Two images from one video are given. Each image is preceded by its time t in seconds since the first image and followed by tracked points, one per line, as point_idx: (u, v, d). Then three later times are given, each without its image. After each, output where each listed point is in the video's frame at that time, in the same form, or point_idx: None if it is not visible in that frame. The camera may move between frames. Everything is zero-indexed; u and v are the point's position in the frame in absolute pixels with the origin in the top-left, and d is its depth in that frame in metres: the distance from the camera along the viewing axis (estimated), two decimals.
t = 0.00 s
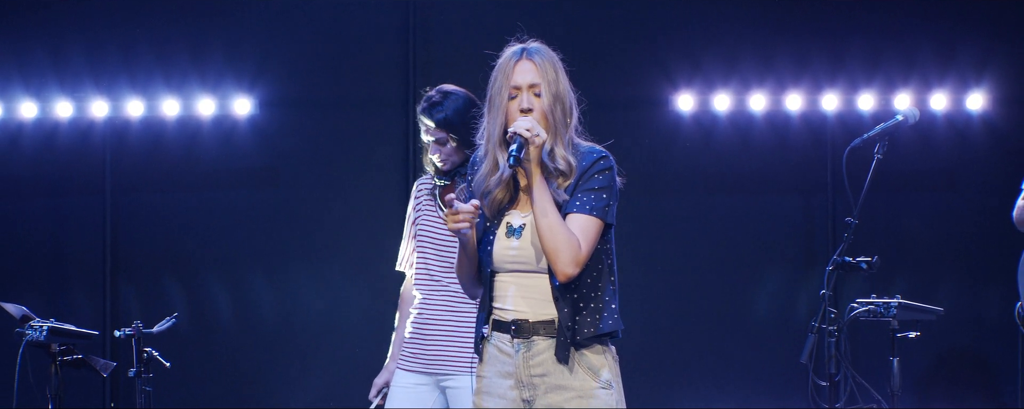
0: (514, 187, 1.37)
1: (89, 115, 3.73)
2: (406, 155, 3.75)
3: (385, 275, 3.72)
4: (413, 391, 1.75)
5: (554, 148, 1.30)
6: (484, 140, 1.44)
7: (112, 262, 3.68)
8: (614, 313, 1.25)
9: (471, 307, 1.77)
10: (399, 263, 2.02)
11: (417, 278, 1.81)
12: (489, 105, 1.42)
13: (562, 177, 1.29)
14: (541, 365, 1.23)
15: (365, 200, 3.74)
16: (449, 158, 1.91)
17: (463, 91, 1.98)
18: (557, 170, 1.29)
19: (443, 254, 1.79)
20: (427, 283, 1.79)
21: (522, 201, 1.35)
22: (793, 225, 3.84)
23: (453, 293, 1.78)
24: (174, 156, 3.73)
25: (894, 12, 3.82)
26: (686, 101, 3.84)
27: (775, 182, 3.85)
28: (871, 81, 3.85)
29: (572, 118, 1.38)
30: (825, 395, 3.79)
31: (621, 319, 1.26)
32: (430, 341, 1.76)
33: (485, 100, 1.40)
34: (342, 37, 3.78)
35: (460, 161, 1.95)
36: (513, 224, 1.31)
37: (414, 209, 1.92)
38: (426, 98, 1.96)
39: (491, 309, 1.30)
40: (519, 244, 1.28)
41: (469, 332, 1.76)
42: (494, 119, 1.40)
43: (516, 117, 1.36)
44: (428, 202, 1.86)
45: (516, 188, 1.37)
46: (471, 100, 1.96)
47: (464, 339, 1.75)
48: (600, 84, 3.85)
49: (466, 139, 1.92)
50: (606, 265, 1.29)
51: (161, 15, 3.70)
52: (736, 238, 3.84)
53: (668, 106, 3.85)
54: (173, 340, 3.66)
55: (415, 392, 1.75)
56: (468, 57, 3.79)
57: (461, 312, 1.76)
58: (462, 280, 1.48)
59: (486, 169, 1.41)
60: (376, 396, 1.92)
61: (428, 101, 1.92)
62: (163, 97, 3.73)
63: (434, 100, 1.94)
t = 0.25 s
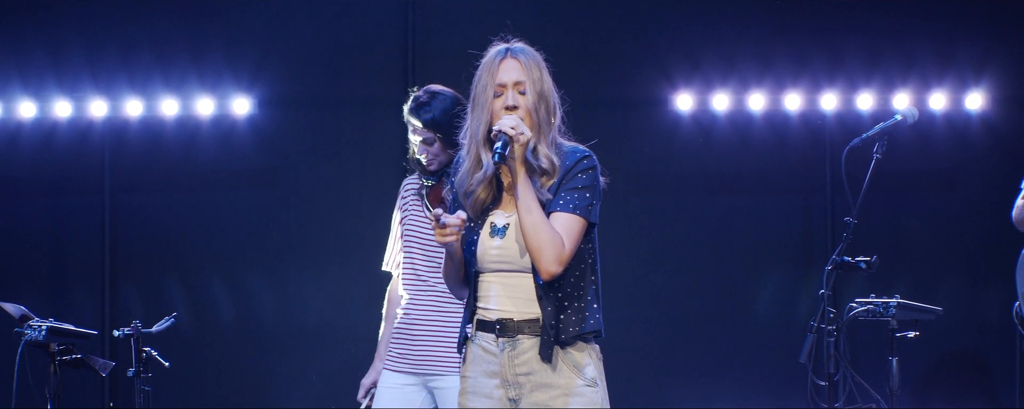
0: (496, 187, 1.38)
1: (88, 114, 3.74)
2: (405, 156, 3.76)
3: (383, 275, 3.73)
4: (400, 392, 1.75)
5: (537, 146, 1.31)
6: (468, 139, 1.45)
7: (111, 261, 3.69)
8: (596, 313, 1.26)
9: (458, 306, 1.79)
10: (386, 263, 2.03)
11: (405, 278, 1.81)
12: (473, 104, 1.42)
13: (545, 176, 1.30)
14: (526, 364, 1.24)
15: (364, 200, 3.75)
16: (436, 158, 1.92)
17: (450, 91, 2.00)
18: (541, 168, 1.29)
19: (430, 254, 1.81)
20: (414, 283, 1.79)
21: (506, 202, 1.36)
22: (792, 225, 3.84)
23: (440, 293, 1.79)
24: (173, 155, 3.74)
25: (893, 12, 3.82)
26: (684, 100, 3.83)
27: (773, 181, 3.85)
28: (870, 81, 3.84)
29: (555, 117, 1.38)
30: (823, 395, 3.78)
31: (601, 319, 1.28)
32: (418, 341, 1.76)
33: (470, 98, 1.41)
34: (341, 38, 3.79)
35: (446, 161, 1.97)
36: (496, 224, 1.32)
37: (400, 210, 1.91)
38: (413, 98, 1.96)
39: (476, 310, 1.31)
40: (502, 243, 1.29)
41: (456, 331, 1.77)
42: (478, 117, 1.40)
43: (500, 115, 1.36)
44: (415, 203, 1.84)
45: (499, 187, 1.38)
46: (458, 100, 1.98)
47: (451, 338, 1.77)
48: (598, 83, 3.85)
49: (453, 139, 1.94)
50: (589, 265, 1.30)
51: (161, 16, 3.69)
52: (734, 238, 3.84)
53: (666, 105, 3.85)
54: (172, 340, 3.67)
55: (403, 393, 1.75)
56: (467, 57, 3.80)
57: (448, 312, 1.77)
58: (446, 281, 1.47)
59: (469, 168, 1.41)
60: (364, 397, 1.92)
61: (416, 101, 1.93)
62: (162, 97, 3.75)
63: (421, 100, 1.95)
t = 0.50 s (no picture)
0: (483, 185, 1.39)
1: (88, 113, 3.75)
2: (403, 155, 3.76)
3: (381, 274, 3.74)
4: (390, 391, 1.76)
5: (524, 145, 1.32)
6: (455, 138, 1.45)
7: (110, 259, 3.70)
8: (582, 311, 1.26)
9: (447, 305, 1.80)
10: (375, 263, 2.04)
11: (393, 277, 1.82)
12: (461, 103, 1.42)
13: (533, 175, 1.30)
14: (513, 362, 1.24)
15: (363, 199, 3.75)
16: (424, 158, 1.94)
17: (439, 91, 2.02)
18: (528, 167, 1.30)
19: (418, 253, 1.82)
20: (403, 282, 1.80)
21: (493, 202, 1.37)
22: (791, 224, 3.84)
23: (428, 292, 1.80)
24: (172, 153, 3.75)
25: (891, 11, 3.82)
26: (683, 99, 3.83)
27: (772, 180, 3.85)
28: (869, 79, 3.84)
29: (543, 117, 1.39)
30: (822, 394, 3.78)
31: (587, 318, 1.28)
32: (407, 341, 1.76)
33: (458, 97, 1.41)
34: (340, 37, 3.79)
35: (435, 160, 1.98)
36: (483, 223, 1.33)
37: (389, 209, 1.93)
38: (401, 97, 1.99)
39: (463, 309, 1.32)
40: (489, 241, 1.30)
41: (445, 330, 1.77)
42: (466, 116, 1.41)
43: (488, 114, 1.36)
44: (403, 202, 1.87)
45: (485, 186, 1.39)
46: (446, 99, 2.01)
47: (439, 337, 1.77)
48: (596, 82, 3.85)
49: (441, 139, 1.95)
50: (575, 264, 1.30)
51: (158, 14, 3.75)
52: (732, 237, 3.83)
53: (665, 104, 3.85)
54: (171, 338, 3.68)
55: (392, 392, 1.76)
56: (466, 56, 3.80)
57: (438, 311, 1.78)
58: (435, 279, 1.49)
59: (456, 167, 1.42)
60: (354, 397, 1.93)
61: (404, 100, 1.96)
62: (161, 95, 3.75)
63: (410, 99, 1.97)
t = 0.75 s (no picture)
0: (477, 180, 1.39)
1: (87, 109, 3.75)
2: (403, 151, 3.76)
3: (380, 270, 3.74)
4: (385, 388, 1.74)
5: (519, 139, 1.32)
6: (449, 132, 1.45)
7: (110, 255, 3.70)
8: (578, 306, 1.26)
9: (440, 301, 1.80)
10: (364, 259, 2.03)
11: (386, 273, 1.81)
12: (456, 98, 1.42)
13: (528, 171, 1.30)
14: (510, 356, 1.24)
15: (363, 195, 3.75)
16: (416, 154, 1.94)
17: (430, 87, 2.02)
18: (523, 163, 1.30)
19: (411, 249, 1.82)
20: (396, 278, 1.80)
21: (488, 198, 1.37)
22: (791, 220, 3.83)
23: (421, 288, 1.80)
24: (172, 149, 3.75)
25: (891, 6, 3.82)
26: (683, 95, 3.83)
27: (772, 176, 3.84)
28: (869, 75, 3.83)
29: (538, 112, 1.39)
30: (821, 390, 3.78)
31: (583, 312, 1.28)
32: (402, 337, 1.75)
33: (453, 92, 1.41)
34: (339, 33, 3.79)
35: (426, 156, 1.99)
36: (478, 219, 1.33)
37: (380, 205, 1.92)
38: (393, 94, 1.98)
39: (459, 304, 1.31)
40: (484, 237, 1.30)
41: (440, 326, 1.78)
42: (460, 111, 1.40)
43: (483, 109, 1.37)
44: (395, 198, 1.86)
45: (479, 182, 1.39)
46: (437, 96, 2.01)
47: (433, 333, 1.77)
48: (596, 78, 3.84)
49: (434, 136, 1.96)
50: (570, 259, 1.30)
51: (159, 11, 3.74)
52: (732, 232, 3.83)
53: (665, 100, 3.85)
54: (171, 334, 3.68)
55: (387, 389, 1.74)
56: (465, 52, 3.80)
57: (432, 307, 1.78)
58: (429, 277, 1.47)
59: (450, 161, 1.42)
60: (347, 394, 1.90)
61: (395, 97, 1.95)
62: (161, 91, 3.75)
63: (401, 96, 1.97)
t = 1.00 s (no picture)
0: (479, 178, 1.40)
1: (88, 107, 3.74)
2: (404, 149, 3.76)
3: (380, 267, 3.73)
4: (386, 385, 1.74)
5: (523, 137, 1.31)
6: (451, 130, 1.45)
7: (110, 253, 3.70)
8: (582, 303, 1.26)
9: (440, 298, 1.80)
10: (363, 256, 2.03)
11: (386, 271, 1.81)
12: (457, 97, 1.42)
13: (530, 169, 1.30)
14: (513, 353, 1.24)
15: (363, 193, 3.75)
16: (415, 151, 1.93)
17: (430, 85, 2.03)
18: (526, 161, 1.30)
19: (412, 246, 1.81)
20: (397, 276, 1.79)
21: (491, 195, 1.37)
22: (792, 217, 3.83)
23: (421, 285, 1.79)
24: (172, 146, 3.75)
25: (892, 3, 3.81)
26: (684, 92, 3.83)
27: (772, 173, 3.84)
28: (869, 72, 3.83)
29: (540, 110, 1.39)
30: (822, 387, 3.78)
31: (587, 310, 1.28)
32: (402, 334, 1.75)
33: (454, 91, 1.40)
34: (339, 30, 3.79)
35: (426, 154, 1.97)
36: (482, 216, 1.32)
37: (379, 202, 1.92)
38: (392, 92, 1.99)
39: (462, 302, 1.31)
40: (488, 235, 1.29)
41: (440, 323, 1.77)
42: (462, 110, 1.40)
43: (486, 108, 1.36)
44: (394, 195, 1.85)
45: (480, 179, 1.40)
46: (437, 93, 2.01)
47: (434, 330, 1.77)
48: (596, 75, 3.84)
49: (433, 133, 1.95)
50: (573, 256, 1.30)
51: (159, 8, 3.74)
52: (732, 230, 3.83)
53: (665, 97, 3.84)
54: (171, 332, 3.68)
55: (388, 386, 1.74)
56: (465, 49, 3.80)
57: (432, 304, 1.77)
58: (429, 272, 1.45)
59: (452, 159, 1.42)
60: (347, 391, 1.88)
61: (394, 94, 1.97)
62: (162, 88, 3.75)
63: (400, 94, 1.98)
